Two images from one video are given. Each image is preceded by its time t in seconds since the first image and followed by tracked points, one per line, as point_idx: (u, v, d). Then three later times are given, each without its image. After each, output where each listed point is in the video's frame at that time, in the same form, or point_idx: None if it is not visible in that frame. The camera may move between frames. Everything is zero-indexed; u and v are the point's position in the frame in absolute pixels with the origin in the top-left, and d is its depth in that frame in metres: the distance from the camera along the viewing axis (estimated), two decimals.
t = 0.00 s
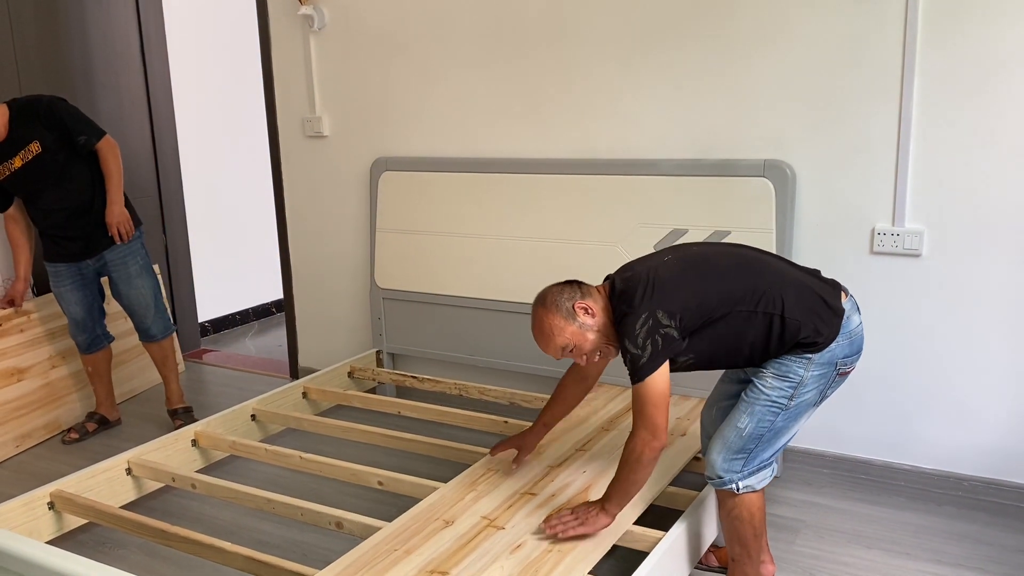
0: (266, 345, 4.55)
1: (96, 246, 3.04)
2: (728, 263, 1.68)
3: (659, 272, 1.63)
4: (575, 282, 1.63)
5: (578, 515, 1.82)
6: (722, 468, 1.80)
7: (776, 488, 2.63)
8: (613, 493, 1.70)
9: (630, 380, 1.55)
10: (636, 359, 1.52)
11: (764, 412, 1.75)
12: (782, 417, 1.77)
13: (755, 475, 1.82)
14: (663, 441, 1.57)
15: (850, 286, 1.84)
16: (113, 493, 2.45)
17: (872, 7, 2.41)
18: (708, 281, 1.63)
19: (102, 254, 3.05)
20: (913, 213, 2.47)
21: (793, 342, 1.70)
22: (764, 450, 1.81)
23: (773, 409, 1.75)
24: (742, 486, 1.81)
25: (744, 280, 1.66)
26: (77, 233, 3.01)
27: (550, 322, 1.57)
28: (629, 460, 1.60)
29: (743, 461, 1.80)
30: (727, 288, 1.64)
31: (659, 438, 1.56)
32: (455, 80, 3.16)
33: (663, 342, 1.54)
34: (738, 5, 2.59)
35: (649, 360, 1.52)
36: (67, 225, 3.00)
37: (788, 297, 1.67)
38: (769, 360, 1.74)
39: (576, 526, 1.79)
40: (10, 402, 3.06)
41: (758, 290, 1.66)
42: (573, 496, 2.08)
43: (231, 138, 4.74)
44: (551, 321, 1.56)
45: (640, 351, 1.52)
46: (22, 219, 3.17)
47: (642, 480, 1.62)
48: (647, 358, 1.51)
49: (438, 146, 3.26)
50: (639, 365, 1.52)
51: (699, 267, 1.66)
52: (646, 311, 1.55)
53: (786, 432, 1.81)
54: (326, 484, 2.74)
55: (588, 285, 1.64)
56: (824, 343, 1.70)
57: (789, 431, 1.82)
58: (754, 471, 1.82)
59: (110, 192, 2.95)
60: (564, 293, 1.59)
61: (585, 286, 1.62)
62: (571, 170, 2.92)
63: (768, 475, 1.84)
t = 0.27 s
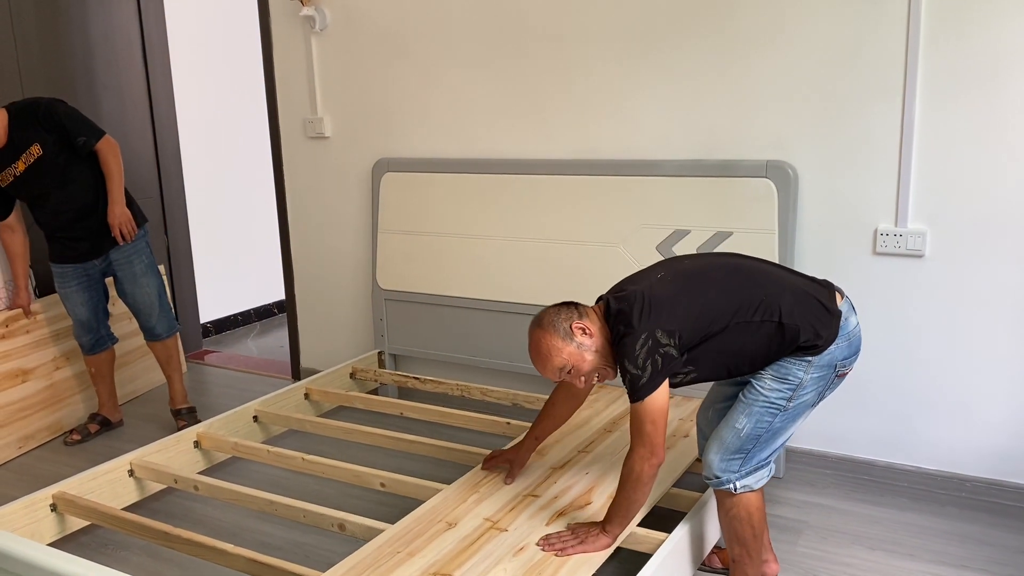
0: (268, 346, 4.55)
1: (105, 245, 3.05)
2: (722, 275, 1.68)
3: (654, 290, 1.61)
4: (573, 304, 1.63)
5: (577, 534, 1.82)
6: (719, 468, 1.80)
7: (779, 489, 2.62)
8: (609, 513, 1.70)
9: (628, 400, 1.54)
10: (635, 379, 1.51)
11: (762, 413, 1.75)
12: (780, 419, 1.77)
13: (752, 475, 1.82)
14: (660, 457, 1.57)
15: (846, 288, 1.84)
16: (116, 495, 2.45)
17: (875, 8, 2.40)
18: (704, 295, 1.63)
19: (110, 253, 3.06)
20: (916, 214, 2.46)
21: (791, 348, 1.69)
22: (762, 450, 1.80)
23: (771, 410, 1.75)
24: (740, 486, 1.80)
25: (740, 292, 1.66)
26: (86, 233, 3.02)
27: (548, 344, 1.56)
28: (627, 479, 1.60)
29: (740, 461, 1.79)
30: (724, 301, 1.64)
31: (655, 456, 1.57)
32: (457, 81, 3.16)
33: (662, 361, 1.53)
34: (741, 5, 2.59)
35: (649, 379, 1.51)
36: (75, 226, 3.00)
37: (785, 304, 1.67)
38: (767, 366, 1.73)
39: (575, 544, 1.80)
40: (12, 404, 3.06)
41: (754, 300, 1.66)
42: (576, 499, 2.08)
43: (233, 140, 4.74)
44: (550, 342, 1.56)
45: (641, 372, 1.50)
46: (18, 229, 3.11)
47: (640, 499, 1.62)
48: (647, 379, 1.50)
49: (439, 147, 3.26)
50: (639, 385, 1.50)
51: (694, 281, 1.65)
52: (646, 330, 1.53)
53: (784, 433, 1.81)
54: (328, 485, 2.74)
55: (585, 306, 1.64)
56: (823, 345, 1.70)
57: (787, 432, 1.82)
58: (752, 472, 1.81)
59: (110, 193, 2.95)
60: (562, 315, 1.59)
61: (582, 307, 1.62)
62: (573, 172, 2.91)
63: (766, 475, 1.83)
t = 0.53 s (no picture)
0: (270, 347, 4.55)
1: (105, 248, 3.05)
2: (723, 283, 1.68)
3: (655, 298, 1.62)
4: (572, 312, 1.64)
5: (581, 537, 1.83)
6: (717, 469, 1.80)
7: (781, 489, 2.63)
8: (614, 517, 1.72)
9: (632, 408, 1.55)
10: (638, 388, 1.52)
11: (762, 417, 1.75)
12: (779, 423, 1.77)
13: (752, 477, 1.82)
14: (669, 465, 1.58)
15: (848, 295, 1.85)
16: (119, 496, 2.46)
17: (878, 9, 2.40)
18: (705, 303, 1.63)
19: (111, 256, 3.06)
20: (918, 215, 2.46)
21: (794, 353, 1.69)
22: (762, 453, 1.80)
23: (770, 414, 1.75)
24: (739, 488, 1.81)
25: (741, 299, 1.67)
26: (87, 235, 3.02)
27: (548, 350, 1.57)
28: (634, 486, 1.61)
29: (739, 462, 1.79)
30: (725, 309, 1.64)
31: (664, 465, 1.57)
32: (459, 83, 3.16)
33: (665, 369, 1.54)
34: (743, 7, 2.59)
35: (652, 388, 1.51)
36: (77, 228, 3.01)
37: (787, 310, 1.67)
38: (769, 371, 1.73)
39: (579, 547, 1.80)
40: (16, 392, 3.07)
41: (756, 306, 1.66)
42: (579, 500, 2.08)
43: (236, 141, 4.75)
44: (550, 348, 1.56)
45: (644, 380, 1.51)
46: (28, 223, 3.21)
47: (645, 505, 1.63)
48: (650, 388, 1.51)
49: (442, 148, 3.26)
50: (642, 394, 1.51)
51: (695, 289, 1.66)
52: (647, 339, 1.54)
53: (783, 437, 1.81)
54: (331, 487, 2.74)
55: (586, 314, 1.64)
56: (826, 350, 1.70)
57: (787, 436, 1.82)
58: (751, 474, 1.81)
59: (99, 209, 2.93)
60: (562, 322, 1.59)
61: (581, 314, 1.63)
62: (575, 173, 2.92)
63: (765, 478, 1.84)
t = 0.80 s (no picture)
0: (273, 348, 4.56)
1: (106, 251, 3.06)
2: (725, 285, 1.69)
3: (657, 299, 1.63)
4: (571, 310, 1.65)
5: (588, 539, 1.84)
6: (717, 469, 1.81)
7: (784, 490, 2.63)
8: (623, 520, 1.72)
9: (637, 411, 1.56)
10: (643, 391, 1.52)
11: (762, 418, 1.76)
12: (780, 424, 1.78)
13: (751, 478, 1.82)
14: (675, 466, 1.59)
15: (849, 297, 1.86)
16: (125, 497, 2.47)
17: (881, 12, 2.41)
18: (707, 306, 1.64)
19: (111, 260, 3.07)
20: (921, 217, 2.47)
21: (795, 357, 1.70)
22: (761, 454, 1.81)
23: (770, 415, 1.76)
24: (738, 488, 1.81)
25: (743, 302, 1.68)
26: (90, 238, 3.04)
27: (548, 348, 1.57)
28: (642, 488, 1.62)
29: (738, 463, 1.80)
30: (727, 311, 1.65)
31: (670, 466, 1.58)
32: (463, 85, 3.17)
33: (668, 372, 1.54)
34: (745, 10, 2.60)
35: (657, 390, 1.52)
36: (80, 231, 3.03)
37: (788, 314, 1.68)
38: (770, 373, 1.74)
39: (586, 549, 1.81)
40: (27, 361, 3.08)
41: (757, 310, 1.68)
42: (587, 502, 2.09)
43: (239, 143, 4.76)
44: (550, 347, 1.57)
45: (648, 382, 1.52)
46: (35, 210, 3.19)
47: (653, 507, 1.64)
48: (654, 390, 1.51)
49: (445, 150, 3.27)
50: (646, 397, 1.52)
51: (697, 291, 1.67)
52: (650, 341, 1.55)
53: (783, 438, 1.82)
54: (335, 488, 2.75)
55: (586, 313, 1.65)
56: (828, 353, 1.71)
57: (787, 438, 1.83)
58: (751, 474, 1.82)
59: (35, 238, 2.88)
60: (562, 321, 1.60)
61: (581, 313, 1.64)
62: (579, 175, 2.92)
63: (765, 479, 1.84)
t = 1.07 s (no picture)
0: (278, 350, 4.57)
1: (107, 256, 3.08)
2: (728, 286, 1.70)
3: (661, 299, 1.63)
4: (575, 308, 1.66)
5: (606, 544, 1.84)
6: (718, 469, 1.82)
7: (788, 492, 2.64)
8: (640, 525, 1.72)
9: (647, 412, 1.56)
10: (651, 392, 1.53)
11: (764, 419, 1.77)
12: (781, 426, 1.78)
13: (752, 479, 1.83)
14: (689, 466, 1.59)
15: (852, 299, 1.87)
16: (130, 498, 2.47)
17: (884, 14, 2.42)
18: (711, 307, 1.65)
19: (110, 266, 3.09)
20: (925, 218, 2.48)
21: (798, 359, 1.71)
22: (762, 455, 1.82)
23: (772, 417, 1.76)
24: (739, 489, 1.82)
25: (746, 303, 1.68)
26: (91, 241, 3.08)
27: (551, 346, 1.58)
28: (657, 489, 1.62)
29: (739, 464, 1.81)
30: (731, 312, 1.66)
31: (684, 466, 1.58)
32: (467, 87, 3.18)
33: (676, 372, 1.55)
34: (749, 12, 2.61)
35: (665, 391, 1.52)
36: (83, 234, 3.07)
37: (792, 316, 1.69)
38: (772, 375, 1.74)
39: (603, 554, 1.81)
40: (48, 348, 3.13)
41: (761, 312, 1.68)
42: (602, 507, 2.09)
43: (243, 145, 4.77)
44: (553, 344, 1.58)
45: (656, 383, 1.52)
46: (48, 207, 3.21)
47: (670, 509, 1.64)
48: (662, 390, 1.52)
49: (449, 152, 3.28)
50: (655, 397, 1.52)
51: (701, 291, 1.67)
52: (656, 341, 1.55)
53: (784, 439, 1.83)
54: (339, 489, 2.76)
55: (590, 311, 1.66)
56: (830, 356, 1.71)
57: (787, 439, 1.84)
58: (752, 475, 1.82)
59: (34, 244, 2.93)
60: (564, 318, 1.61)
61: (585, 311, 1.65)
62: (583, 177, 2.93)
63: (766, 480, 1.85)
